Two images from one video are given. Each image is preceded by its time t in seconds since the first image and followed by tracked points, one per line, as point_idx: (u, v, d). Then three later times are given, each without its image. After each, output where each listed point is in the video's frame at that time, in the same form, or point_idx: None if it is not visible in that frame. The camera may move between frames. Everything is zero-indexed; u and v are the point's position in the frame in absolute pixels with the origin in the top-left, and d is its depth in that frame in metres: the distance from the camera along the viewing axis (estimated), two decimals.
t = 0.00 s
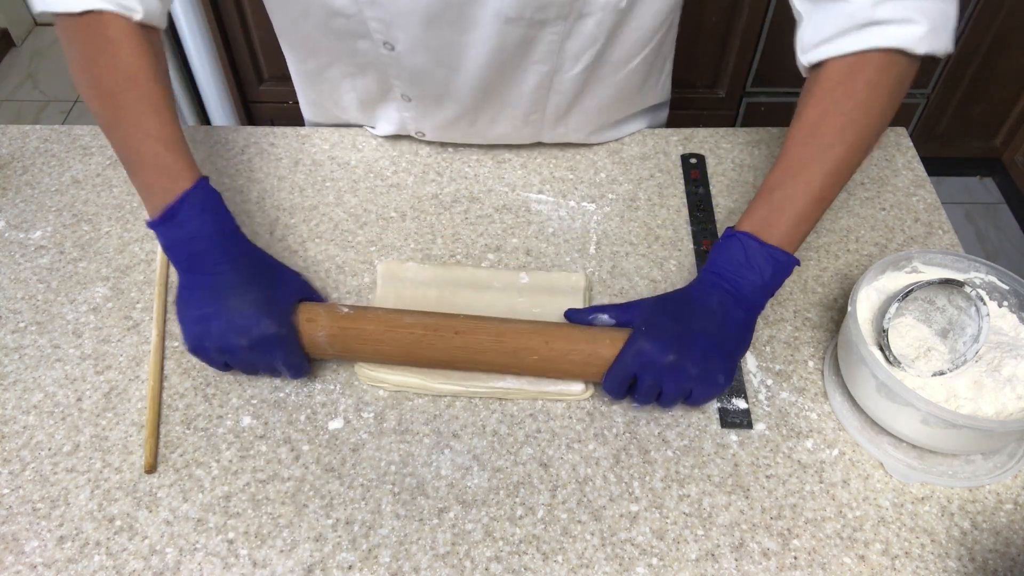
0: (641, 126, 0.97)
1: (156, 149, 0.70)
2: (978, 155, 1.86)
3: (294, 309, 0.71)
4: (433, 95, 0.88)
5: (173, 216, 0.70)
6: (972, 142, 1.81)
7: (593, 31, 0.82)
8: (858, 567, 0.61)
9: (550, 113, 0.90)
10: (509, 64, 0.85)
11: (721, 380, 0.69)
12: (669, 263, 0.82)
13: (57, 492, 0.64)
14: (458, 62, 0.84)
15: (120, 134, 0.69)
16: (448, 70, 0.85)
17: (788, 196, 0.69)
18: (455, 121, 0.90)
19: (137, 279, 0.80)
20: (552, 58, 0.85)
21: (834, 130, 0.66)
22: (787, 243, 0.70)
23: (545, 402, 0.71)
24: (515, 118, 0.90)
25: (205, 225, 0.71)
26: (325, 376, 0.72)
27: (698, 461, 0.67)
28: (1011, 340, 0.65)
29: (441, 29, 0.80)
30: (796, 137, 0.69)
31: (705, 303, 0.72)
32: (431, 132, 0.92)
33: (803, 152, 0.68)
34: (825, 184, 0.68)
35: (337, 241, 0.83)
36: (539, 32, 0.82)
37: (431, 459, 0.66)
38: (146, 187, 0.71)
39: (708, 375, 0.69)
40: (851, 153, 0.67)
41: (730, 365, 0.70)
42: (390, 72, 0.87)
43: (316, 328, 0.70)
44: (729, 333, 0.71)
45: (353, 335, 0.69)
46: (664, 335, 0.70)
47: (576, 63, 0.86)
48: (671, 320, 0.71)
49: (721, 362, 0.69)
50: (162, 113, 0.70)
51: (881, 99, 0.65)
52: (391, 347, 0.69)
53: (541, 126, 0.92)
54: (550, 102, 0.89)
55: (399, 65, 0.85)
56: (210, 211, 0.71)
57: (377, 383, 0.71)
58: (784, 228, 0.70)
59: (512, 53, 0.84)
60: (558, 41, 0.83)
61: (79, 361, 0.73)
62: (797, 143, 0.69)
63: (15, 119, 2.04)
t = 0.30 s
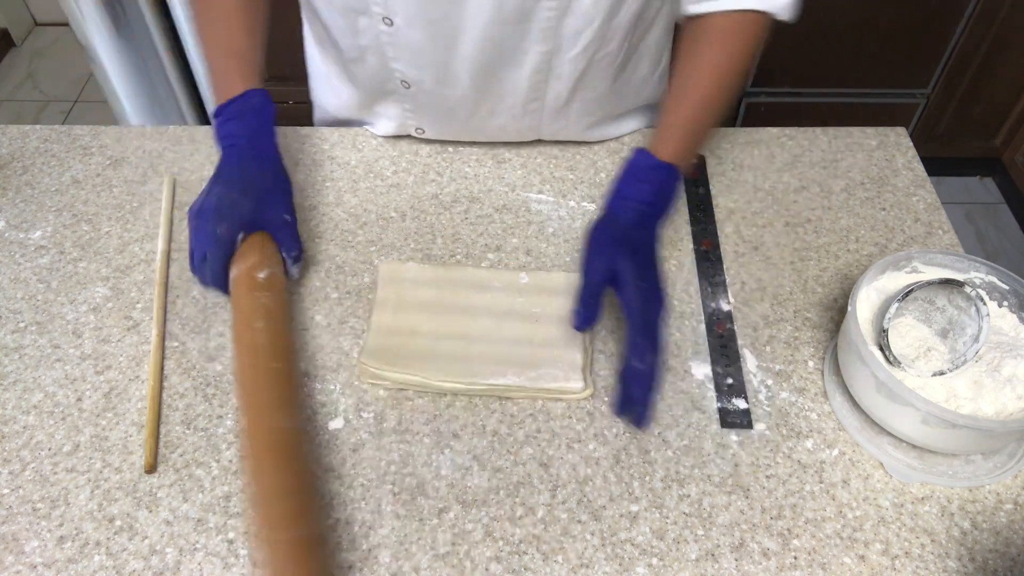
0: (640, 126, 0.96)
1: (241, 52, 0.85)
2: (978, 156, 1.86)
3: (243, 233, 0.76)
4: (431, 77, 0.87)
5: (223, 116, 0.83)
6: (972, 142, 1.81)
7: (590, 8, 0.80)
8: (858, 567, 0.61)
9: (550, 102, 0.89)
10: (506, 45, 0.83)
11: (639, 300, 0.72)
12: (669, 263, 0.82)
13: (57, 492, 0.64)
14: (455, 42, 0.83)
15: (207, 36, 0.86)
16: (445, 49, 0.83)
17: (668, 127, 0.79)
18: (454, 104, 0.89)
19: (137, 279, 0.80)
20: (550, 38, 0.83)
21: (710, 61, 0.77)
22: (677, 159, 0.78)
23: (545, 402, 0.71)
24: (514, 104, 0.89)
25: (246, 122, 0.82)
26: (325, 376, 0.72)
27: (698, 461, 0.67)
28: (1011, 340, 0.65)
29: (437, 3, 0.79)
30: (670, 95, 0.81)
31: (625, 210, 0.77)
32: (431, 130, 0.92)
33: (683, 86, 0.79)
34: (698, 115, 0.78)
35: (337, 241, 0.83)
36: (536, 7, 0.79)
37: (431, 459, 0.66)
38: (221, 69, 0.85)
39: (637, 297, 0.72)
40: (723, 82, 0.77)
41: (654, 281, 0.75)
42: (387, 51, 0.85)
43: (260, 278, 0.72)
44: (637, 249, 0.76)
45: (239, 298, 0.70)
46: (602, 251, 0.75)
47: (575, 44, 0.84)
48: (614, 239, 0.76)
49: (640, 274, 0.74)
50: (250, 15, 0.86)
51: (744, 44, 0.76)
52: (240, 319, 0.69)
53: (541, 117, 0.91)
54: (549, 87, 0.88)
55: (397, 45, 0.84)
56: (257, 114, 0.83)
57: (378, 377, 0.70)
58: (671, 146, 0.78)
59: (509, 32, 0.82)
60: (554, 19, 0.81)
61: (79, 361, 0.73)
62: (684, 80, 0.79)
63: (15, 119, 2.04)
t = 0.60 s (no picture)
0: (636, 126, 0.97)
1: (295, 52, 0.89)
2: (978, 156, 1.86)
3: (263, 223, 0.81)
4: (433, 72, 0.88)
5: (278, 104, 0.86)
6: (972, 143, 1.81)
7: None
8: (858, 567, 0.61)
9: (548, 98, 0.91)
10: (504, 38, 0.85)
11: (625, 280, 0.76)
12: (669, 263, 0.82)
13: (57, 492, 0.64)
14: (454, 36, 0.84)
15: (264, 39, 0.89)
16: (443, 40, 0.85)
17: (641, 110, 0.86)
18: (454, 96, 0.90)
19: (137, 279, 0.80)
20: (547, 30, 0.84)
21: (679, 54, 0.85)
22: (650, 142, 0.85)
23: (545, 402, 0.71)
24: (514, 98, 0.90)
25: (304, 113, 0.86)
26: (325, 376, 0.72)
27: (698, 461, 0.67)
28: (1011, 340, 0.65)
29: None
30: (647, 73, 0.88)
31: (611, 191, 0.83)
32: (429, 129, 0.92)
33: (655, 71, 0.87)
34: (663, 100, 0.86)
35: (338, 241, 0.83)
36: None
37: (431, 459, 0.66)
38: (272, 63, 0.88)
39: (622, 276, 0.76)
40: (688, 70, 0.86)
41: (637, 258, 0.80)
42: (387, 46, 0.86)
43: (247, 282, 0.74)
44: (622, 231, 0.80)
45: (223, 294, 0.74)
46: (586, 232, 0.80)
47: (572, 36, 0.85)
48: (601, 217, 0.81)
49: (626, 251, 0.79)
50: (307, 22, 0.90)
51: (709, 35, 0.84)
52: (220, 320, 0.72)
53: (540, 113, 0.92)
54: (548, 82, 0.90)
55: (396, 41, 0.85)
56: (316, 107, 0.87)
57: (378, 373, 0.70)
58: (642, 127, 0.85)
59: (505, 26, 0.83)
60: (549, 11, 0.82)
61: (79, 361, 0.73)
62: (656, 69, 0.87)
63: (15, 119, 2.04)
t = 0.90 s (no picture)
0: (639, 125, 0.96)
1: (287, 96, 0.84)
2: (978, 156, 1.86)
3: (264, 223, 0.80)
4: (435, 80, 0.86)
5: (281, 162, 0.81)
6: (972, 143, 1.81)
7: (592, 4, 0.79)
8: (858, 567, 0.61)
9: (550, 103, 0.89)
10: (508, 45, 0.83)
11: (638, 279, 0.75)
12: (669, 263, 0.82)
13: (57, 492, 0.64)
14: (458, 44, 0.82)
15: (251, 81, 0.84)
16: (447, 49, 0.82)
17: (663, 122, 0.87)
18: (456, 104, 0.88)
19: (137, 279, 0.80)
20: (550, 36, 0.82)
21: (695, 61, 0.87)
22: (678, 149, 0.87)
23: (545, 402, 0.71)
24: (517, 104, 0.89)
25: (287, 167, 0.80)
26: (325, 376, 0.72)
27: (698, 461, 0.67)
28: (1011, 340, 0.65)
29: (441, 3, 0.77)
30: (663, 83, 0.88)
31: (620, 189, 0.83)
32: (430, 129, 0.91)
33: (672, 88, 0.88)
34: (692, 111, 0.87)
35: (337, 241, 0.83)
36: (538, 4, 0.78)
37: (431, 459, 0.66)
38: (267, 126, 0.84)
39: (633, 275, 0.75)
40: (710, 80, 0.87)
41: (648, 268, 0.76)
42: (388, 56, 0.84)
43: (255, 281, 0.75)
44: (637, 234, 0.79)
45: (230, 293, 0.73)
46: (603, 228, 0.79)
47: (575, 42, 0.82)
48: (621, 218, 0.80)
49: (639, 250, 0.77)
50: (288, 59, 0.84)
51: (727, 43, 0.85)
52: (230, 318, 0.71)
53: (541, 118, 0.91)
54: (549, 88, 0.88)
55: (398, 52, 0.83)
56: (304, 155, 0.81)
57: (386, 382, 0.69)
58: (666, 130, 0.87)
59: (509, 33, 0.81)
60: (555, 17, 0.80)
61: (79, 361, 0.73)
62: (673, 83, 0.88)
63: (15, 119, 2.04)
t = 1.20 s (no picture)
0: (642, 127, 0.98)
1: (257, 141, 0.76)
2: (978, 156, 1.86)
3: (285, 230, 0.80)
4: (434, 98, 0.88)
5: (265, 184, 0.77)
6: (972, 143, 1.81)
7: (593, 29, 0.80)
8: (858, 567, 0.61)
9: (551, 119, 0.90)
10: (506, 66, 0.84)
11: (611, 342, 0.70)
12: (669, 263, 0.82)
13: (57, 492, 0.64)
14: (458, 64, 0.83)
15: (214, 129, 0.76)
16: (448, 68, 0.84)
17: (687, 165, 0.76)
18: (451, 120, 0.89)
19: (137, 279, 0.80)
20: (552, 58, 0.83)
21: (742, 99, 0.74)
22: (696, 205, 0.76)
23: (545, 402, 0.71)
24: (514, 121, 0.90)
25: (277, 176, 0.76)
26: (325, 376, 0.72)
27: (699, 461, 0.67)
28: (1011, 340, 0.65)
29: (443, 27, 0.78)
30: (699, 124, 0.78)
31: (632, 233, 0.74)
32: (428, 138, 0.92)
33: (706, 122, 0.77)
34: (721, 159, 0.76)
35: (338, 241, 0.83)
36: (541, 28, 0.80)
37: (431, 459, 0.66)
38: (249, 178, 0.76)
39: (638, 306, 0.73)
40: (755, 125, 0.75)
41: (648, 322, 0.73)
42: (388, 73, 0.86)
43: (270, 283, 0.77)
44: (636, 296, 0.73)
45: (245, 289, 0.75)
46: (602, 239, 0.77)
47: (576, 63, 0.84)
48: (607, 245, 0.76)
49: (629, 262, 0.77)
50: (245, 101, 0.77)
51: (787, 81, 0.73)
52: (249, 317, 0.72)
53: (541, 132, 0.91)
54: (551, 104, 0.89)
55: (399, 71, 0.85)
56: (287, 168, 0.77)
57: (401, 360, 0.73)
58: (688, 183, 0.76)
59: (507, 54, 0.82)
60: (555, 42, 0.81)
61: (79, 361, 0.73)
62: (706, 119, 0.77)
63: (15, 119, 2.04)
